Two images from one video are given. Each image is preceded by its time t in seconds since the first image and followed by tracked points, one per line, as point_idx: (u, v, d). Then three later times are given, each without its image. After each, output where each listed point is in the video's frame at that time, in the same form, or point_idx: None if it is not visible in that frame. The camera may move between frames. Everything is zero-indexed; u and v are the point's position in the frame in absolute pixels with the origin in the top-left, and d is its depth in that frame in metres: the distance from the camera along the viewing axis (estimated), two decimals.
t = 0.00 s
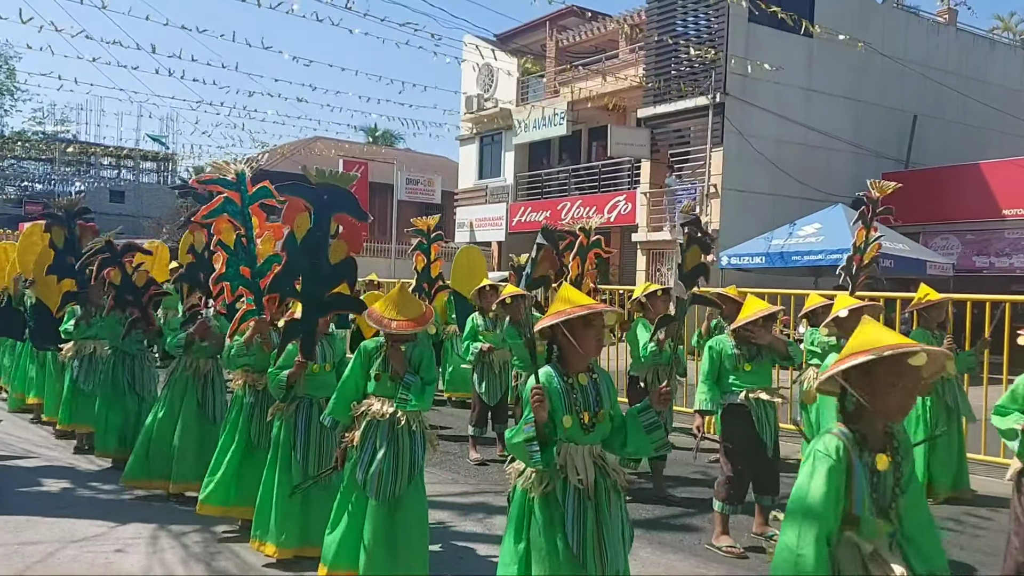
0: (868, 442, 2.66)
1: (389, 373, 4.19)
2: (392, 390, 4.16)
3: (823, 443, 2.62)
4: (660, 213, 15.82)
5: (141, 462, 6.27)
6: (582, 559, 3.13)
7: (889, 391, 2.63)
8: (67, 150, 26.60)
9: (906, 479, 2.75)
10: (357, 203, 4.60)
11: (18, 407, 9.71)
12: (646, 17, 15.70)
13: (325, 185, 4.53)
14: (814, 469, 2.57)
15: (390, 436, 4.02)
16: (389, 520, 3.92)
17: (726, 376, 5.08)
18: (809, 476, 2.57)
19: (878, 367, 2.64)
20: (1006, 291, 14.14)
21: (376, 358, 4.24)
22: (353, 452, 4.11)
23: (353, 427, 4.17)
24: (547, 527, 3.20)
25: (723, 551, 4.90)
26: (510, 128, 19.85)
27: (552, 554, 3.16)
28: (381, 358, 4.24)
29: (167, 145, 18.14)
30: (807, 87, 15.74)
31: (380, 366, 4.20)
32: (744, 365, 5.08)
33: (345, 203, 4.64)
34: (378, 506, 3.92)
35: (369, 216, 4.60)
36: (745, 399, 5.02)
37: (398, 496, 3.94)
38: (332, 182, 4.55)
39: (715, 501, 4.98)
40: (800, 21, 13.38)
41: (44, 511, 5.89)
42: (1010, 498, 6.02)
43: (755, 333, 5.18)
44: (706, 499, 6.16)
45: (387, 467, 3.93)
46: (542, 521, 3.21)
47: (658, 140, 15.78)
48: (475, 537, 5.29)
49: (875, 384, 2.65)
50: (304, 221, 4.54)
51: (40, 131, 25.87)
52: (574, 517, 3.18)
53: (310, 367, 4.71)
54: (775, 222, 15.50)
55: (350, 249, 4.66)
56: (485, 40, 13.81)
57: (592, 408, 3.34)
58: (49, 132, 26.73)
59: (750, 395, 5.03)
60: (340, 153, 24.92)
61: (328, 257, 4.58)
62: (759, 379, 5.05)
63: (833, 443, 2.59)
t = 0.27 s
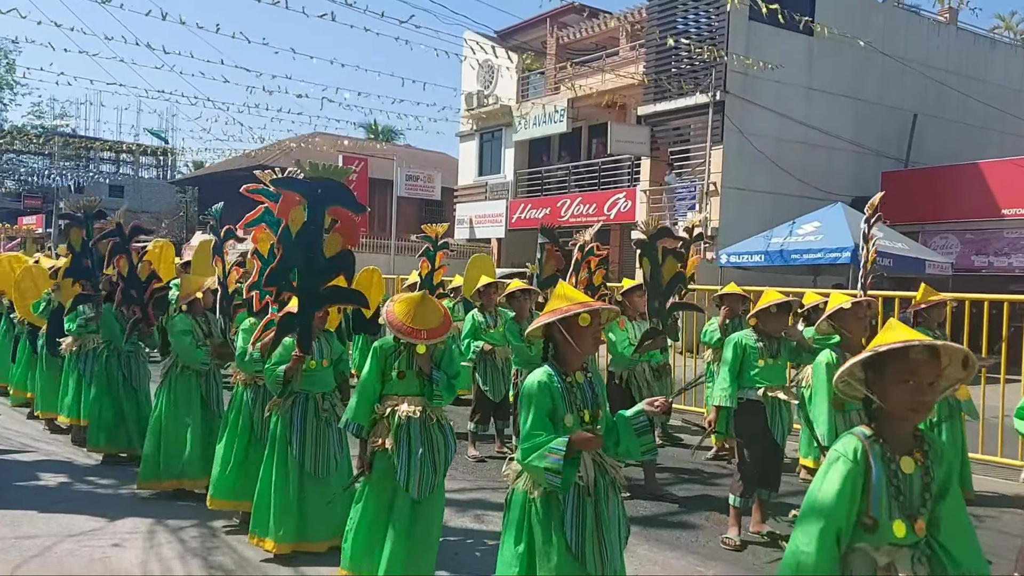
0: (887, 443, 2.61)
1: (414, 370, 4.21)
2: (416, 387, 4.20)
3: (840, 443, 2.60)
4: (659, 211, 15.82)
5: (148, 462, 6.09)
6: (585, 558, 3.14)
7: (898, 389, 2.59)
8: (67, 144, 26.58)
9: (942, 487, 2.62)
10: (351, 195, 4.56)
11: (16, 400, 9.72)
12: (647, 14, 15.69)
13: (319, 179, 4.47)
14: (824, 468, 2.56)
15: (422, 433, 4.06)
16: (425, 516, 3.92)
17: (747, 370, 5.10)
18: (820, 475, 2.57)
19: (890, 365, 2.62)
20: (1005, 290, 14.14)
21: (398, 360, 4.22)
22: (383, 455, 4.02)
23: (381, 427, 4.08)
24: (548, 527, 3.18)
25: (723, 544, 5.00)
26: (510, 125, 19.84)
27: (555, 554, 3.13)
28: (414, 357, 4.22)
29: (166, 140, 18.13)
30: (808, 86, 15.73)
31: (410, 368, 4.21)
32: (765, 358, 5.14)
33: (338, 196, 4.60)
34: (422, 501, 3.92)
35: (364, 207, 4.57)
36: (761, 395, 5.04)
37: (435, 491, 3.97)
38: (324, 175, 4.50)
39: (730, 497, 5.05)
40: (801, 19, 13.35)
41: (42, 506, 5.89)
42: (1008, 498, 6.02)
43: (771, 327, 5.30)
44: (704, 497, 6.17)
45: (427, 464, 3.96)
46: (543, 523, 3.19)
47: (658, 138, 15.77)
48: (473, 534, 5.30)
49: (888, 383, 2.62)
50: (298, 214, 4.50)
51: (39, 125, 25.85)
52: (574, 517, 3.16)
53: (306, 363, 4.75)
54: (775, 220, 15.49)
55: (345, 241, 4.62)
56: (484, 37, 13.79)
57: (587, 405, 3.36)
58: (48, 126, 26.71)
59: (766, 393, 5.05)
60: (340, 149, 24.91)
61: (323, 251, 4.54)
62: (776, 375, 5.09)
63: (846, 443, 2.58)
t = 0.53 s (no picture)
0: (916, 447, 2.58)
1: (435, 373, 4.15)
2: (437, 387, 4.17)
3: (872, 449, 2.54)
4: (660, 208, 15.82)
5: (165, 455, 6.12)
6: (591, 559, 3.13)
7: (926, 392, 2.56)
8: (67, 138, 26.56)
9: (964, 485, 2.66)
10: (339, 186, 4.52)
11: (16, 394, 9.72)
12: (648, 11, 15.68)
13: (306, 172, 4.45)
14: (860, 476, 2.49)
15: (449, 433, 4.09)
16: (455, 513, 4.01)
17: (750, 364, 5.08)
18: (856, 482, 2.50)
19: (917, 368, 2.59)
20: (1005, 289, 14.13)
21: (411, 356, 4.12)
22: (415, 457, 3.96)
23: (405, 429, 3.98)
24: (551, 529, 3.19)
25: (731, 541, 4.98)
26: (511, 120, 19.83)
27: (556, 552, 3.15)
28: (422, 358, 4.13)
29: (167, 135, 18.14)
30: (809, 83, 15.71)
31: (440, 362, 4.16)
32: (769, 353, 5.13)
33: (326, 188, 4.52)
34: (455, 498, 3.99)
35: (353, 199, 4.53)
36: (763, 392, 5.12)
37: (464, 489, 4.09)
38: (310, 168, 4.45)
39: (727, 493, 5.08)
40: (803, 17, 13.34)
41: (43, 499, 5.90)
42: (1008, 496, 6.03)
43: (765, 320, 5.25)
44: (702, 492, 6.20)
45: (457, 460, 4.06)
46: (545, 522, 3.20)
47: (659, 135, 15.76)
48: (473, 528, 5.32)
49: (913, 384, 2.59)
50: (288, 209, 4.40)
51: (40, 119, 25.85)
52: (577, 518, 3.17)
53: (305, 359, 4.74)
54: (776, 218, 15.49)
55: (335, 234, 4.57)
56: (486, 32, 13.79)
57: (590, 404, 3.36)
58: (49, 120, 26.71)
59: (766, 390, 5.14)
60: (341, 144, 24.90)
61: (314, 244, 4.51)
62: (778, 372, 5.16)
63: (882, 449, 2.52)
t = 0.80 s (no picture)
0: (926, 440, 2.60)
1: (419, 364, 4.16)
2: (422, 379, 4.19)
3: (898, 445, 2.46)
4: (660, 204, 15.81)
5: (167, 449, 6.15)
6: (585, 551, 3.14)
7: (935, 387, 2.57)
8: (67, 132, 26.51)
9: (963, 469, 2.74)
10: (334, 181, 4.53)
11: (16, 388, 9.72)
12: (648, 6, 15.65)
13: (301, 167, 4.46)
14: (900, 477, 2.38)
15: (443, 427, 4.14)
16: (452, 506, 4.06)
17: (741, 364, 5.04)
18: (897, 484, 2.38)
19: (923, 365, 2.58)
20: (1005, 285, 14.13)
21: (401, 348, 4.10)
22: (421, 449, 3.97)
23: (409, 422, 3.99)
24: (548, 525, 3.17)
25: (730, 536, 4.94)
26: (511, 116, 19.80)
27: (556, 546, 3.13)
28: (403, 350, 4.09)
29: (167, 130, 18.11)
30: (810, 79, 15.69)
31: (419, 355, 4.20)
32: (756, 353, 5.12)
33: (322, 183, 4.53)
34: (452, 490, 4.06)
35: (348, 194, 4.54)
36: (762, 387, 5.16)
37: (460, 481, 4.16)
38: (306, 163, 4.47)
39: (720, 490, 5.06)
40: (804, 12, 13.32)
41: (43, 494, 5.90)
42: (1007, 492, 6.04)
43: (754, 318, 5.25)
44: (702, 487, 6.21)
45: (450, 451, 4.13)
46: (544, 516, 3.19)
47: (659, 130, 15.74)
48: (474, 523, 5.33)
49: (919, 378, 2.59)
50: (283, 203, 4.43)
51: (39, 114, 25.79)
52: (574, 514, 3.15)
53: (305, 354, 4.74)
54: (776, 214, 15.48)
55: (332, 229, 4.57)
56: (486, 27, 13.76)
57: (592, 400, 3.32)
58: (48, 115, 26.66)
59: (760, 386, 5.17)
60: (341, 139, 24.87)
61: (311, 239, 4.51)
62: (771, 367, 5.20)
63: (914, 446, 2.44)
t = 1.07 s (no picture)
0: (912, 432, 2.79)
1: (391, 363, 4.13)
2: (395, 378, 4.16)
3: (892, 442, 2.63)
4: (659, 201, 15.81)
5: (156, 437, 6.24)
6: (572, 551, 3.15)
7: (920, 386, 2.74)
8: (66, 128, 26.48)
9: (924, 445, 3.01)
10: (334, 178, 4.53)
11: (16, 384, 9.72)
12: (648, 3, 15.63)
13: (303, 164, 4.45)
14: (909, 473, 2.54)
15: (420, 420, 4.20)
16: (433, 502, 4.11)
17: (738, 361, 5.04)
18: (909, 479, 2.55)
19: (909, 367, 2.74)
20: (1004, 283, 14.15)
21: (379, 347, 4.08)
22: (401, 445, 4.04)
23: (387, 420, 4.02)
24: (538, 523, 3.18)
25: (728, 533, 5.01)
26: (511, 112, 19.79)
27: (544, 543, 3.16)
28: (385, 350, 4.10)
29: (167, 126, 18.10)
30: (809, 76, 15.70)
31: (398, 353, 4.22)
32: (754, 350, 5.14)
33: (323, 180, 4.52)
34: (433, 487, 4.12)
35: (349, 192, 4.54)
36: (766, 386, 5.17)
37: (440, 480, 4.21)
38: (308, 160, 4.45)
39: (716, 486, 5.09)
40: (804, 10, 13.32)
41: (42, 490, 5.91)
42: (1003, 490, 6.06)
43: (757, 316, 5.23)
44: (700, 484, 6.24)
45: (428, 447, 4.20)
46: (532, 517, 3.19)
47: (659, 128, 15.75)
48: (473, 521, 5.34)
49: (909, 377, 2.74)
50: (284, 200, 4.42)
51: (39, 110, 25.76)
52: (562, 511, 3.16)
53: (304, 350, 4.75)
54: (775, 212, 15.49)
55: (331, 226, 4.58)
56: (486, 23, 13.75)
57: (579, 399, 3.32)
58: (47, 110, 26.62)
59: (758, 385, 5.15)
60: (340, 135, 24.86)
61: (311, 236, 4.51)
62: (766, 367, 5.19)
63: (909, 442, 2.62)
